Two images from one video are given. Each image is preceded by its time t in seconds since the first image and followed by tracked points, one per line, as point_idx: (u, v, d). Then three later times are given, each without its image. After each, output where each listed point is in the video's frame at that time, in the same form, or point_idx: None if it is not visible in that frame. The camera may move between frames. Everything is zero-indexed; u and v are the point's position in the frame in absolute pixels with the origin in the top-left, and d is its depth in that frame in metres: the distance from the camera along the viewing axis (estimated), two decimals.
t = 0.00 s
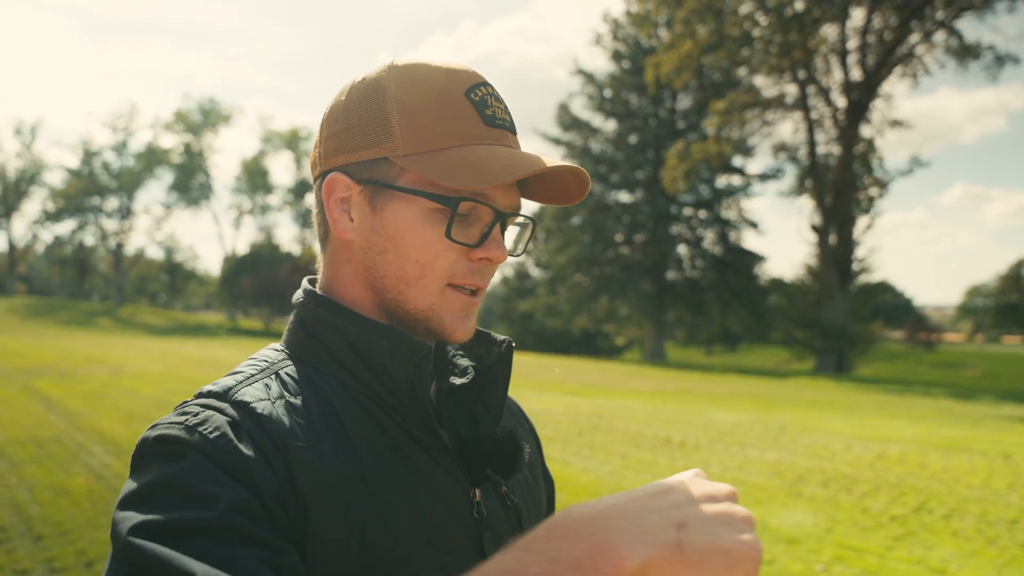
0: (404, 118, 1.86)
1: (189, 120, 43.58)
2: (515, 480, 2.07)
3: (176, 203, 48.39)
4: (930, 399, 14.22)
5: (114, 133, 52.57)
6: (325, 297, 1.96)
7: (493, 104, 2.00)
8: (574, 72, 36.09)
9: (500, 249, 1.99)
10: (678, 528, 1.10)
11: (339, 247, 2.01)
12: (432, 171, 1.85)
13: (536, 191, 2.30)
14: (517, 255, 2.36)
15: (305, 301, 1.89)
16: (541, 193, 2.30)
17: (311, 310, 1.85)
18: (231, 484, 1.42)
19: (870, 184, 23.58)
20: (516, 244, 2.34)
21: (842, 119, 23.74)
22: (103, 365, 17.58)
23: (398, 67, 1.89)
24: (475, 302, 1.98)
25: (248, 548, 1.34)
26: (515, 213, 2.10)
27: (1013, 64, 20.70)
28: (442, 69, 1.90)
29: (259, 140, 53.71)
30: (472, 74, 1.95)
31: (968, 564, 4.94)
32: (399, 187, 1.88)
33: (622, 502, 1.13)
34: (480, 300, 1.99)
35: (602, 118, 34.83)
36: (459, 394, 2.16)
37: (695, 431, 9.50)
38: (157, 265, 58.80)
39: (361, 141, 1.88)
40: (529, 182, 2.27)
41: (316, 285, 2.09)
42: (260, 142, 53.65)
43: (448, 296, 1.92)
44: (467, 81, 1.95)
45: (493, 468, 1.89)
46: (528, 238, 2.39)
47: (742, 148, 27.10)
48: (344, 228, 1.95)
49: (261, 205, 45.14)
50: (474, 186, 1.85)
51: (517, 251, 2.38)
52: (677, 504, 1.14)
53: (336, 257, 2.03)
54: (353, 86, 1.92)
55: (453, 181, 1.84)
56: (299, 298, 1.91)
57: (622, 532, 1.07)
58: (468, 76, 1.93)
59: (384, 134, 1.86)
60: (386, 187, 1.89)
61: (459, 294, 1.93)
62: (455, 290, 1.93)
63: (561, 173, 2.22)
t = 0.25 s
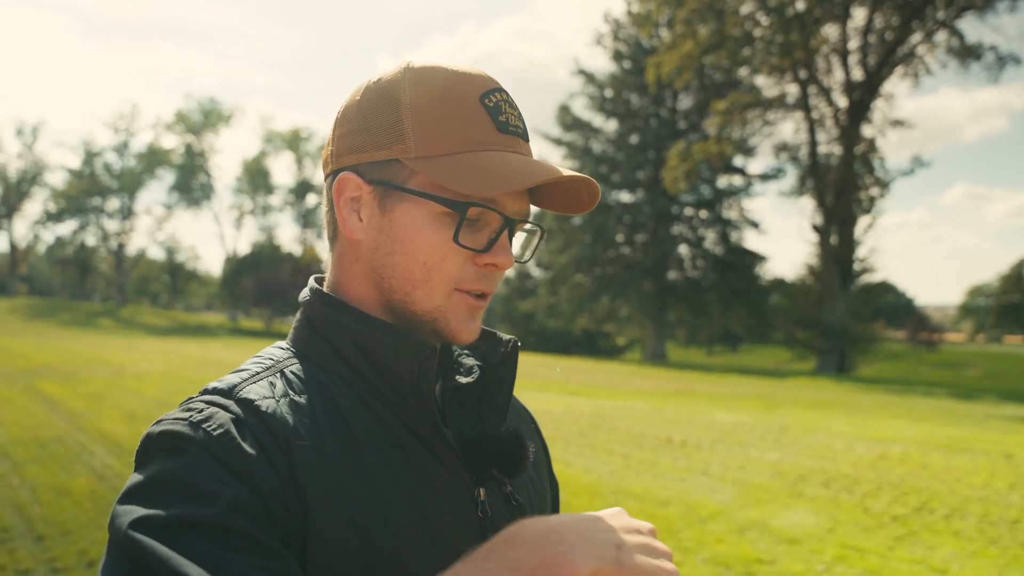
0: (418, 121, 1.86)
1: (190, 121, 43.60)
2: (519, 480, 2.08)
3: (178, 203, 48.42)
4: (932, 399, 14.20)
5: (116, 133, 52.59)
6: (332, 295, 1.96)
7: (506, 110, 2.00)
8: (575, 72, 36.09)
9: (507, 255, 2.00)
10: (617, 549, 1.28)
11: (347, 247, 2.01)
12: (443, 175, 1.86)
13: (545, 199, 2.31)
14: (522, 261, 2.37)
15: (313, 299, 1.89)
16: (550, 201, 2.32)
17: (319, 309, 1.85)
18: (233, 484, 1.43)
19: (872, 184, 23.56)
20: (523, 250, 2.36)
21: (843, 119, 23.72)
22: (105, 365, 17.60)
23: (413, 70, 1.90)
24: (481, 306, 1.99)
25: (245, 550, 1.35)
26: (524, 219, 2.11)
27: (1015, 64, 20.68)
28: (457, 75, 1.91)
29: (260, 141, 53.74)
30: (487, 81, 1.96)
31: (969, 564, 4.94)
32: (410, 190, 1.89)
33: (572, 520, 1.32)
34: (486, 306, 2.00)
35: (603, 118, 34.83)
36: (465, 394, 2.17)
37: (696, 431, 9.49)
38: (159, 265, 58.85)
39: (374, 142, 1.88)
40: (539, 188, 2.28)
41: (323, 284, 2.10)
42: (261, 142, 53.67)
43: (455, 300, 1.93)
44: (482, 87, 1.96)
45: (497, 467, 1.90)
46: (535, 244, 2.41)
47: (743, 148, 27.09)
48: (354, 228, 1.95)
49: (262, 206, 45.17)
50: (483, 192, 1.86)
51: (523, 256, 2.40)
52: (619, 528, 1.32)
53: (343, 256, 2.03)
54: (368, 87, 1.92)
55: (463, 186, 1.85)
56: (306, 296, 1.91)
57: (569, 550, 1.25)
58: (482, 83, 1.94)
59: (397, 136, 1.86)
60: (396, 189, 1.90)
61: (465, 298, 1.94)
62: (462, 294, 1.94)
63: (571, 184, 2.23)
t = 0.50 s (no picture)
0: (412, 114, 1.85)
1: (190, 121, 43.60)
2: (520, 478, 2.08)
3: (178, 204, 48.46)
4: (932, 399, 14.20)
5: (116, 134, 52.64)
6: (332, 292, 1.95)
7: (501, 101, 2.00)
8: (574, 73, 36.07)
9: (507, 245, 1.99)
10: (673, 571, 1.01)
11: (347, 245, 2.01)
12: (440, 165, 1.86)
13: (543, 192, 2.31)
14: (524, 254, 2.37)
15: (313, 298, 1.89)
16: (547, 193, 2.32)
17: (319, 307, 1.85)
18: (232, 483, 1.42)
19: (871, 184, 23.56)
20: (523, 244, 2.36)
21: (843, 119, 23.70)
22: (105, 366, 17.64)
23: (405, 64, 1.89)
24: (480, 301, 1.99)
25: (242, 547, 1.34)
26: (522, 209, 2.11)
27: (1016, 65, 20.68)
28: (450, 67, 1.90)
29: (260, 141, 53.77)
30: (480, 73, 1.95)
31: (970, 564, 4.94)
32: (408, 182, 1.89)
33: (619, 539, 1.06)
34: (485, 299, 1.99)
35: (603, 119, 34.83)
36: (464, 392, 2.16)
37: (696, 431, 9.49)
38: (159, 265, 58.90)
39: (370, 137, 1.88)
40: (536, 180, 2.27)
41: (324, 283, 2.10)
42: (261, 143, 53.70)
43: (453, 295, 1.94)
44: (476, 79, 1.96)
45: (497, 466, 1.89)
46: (535, 237, 2.40)
47: (743, 149, 27.09)
48: (352, 224, 1.96)
49: (262, 206, 45.20)
50: (480, 180, 1.86)
51: (524, 249, 2.39)
52: (679, 543, 1.06)
53: (344, 253, 2.04)
54: (363, 83, 1.92)
55: (460, 174, 1.84)
56: (306, 293, 1.91)
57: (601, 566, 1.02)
58: (477, 74, 1.93)
59: (393, 129, 1.86)
60: (393, 183, 1.89)
61: (466, 292, 1.94)
62: (464, 288, 1.94)
63: (567, 171, 2.23)
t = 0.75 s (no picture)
0: (399, 105, 1.86)
1: (190, 121, 43.59)
2: (515, 477, 2.08)
3: (178, 204, 48.46)
4: (932, 399, 14.19)
5: (116, 134, 52.63)
6: (327, 289, 1.96)
7: (487, 86, 2.00)
8: (574, 72, 36.04)
9: (502, 232, 2.00)
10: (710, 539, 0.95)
11: (341, 242, 2.02)
12: (428, 154, 1.86)
13: (538, 177, 2.31)
14: (524, 240, 2.38)
15: (309, 295, 1.89)
16: (542, 178, 2.32)
17: (313, 305, 1.86)
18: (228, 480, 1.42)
19: (872, 184, 23.54)
20: (523, 230, 2.36)
21: (843, 118, 23.69)
22: (106, 366, 17.67)
23: (391, 58, 1.90)
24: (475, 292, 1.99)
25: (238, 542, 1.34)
26: (518, 196, 2.11)
27: (1015, 65, 20.67)
28: (436, 58, 1.91)
29: (260, 141, 53.76)
30: (466, 61, 1.96)
31: (969, 563, 4.94)
32: (397, 173, 1.89)
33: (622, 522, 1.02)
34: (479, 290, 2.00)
35: (603, 118, 34.82)
36: (461, 391, 2.16)
37: (696, 431, 9.50)
38: (159, 266, 58.91)
39: (359, 133, 1.89)
40: (531, 168, 2.28)
41: (320, 281, 2.10)
42: (261, 143, 53.67)
43: (446, 286, 1.93)
44: (462, 67, 1.97)
45: (492, 465, 1.90)
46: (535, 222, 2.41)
47: (744, 148, 27.09)
48: (346, 221, 1.97)
49: (262, 206, 45.19)
50: (469, 164, 1.86)
51: (524, 237, 2.40)
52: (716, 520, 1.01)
53: (338, 251, 2.04)
54: (351, 80, 1.93)
55: (448, 161, 1.85)
56: (302, 292, 1.91)
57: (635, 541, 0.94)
58: (461, 63, 1.94)
59: (380, 124, 1.87)
60: (385, 176, 1.90)
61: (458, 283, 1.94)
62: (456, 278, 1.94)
63: (561, 150, 2.23)
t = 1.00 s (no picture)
0: (399, 107, 1.85)
1: (189, 120, 43.55)
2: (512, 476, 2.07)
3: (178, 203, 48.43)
4: (932, 397, 14.16)
5: (115, 133, 52.58)
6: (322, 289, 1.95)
7: (491, 90, 1.98)
8: (574, 71, 35.96)
9: (499, 239, 1.98)
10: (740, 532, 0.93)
11: (338, 241, 2.01)
12: (428, 160, 1.84)
13: (538, 183, 2.30)
14: (521, 244, 2.36)
15: (304, 292, 1.88)
16: (542, 184, 2.30)
17: (309, 303, 1.84)
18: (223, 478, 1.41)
19: (872, 182, 23.53)
20: (521, 236, 2.35)
21: (843, 116, 23.67)
22: (106, 365, 17.64)
23: (393, 58, 1.89)
24: (473, 297, 1.98)
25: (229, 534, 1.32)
26: (517, 202, 2.08)
27: (1015, 63, 20.66)
28: (438, 59, 1.89)
29: (260, 140, 53.73)
30: (470, 64, 1.94)
31: (969, 561, 4.93)
32: (396, 176, 1.88)
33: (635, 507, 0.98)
34: (478, 295, 1.99)
35: (603, 117, 34.79)
36: (457, 389, 2.15)
37: (696, 429, 9.50)
38: (159, 265, 58.88)
39: (359, 131, 1.88)
40: (532, 172, 2.27)
41: (316, 278, 2.09)
42: (261, 141, 53.63)
43: (443, 290, 1.92)
44: (466, 69, 1.95)
45: (490, 465, 1.89)
46: (533, 229, 2.40)
47: (743, 147, 27.07)
48: (342, 220, 1.96)
49: (261, 205, 45.15)
50: (469, 174, 1.85)
51: (521, 242, 2.39)
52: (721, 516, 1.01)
53: (335, 249, 2.03)
54: (350, 78, 1.91)
55: (448, 168, 1.83)
56: (297, 289, 1.90)
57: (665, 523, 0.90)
58: (464, 64, 1.92)
59: (380, 125, 1.85)
60: (382, 177, 1.88)
61: (455, 287, 1.93)
62: (452, 283, 1.93)
63: (565, 160, 2.22)
